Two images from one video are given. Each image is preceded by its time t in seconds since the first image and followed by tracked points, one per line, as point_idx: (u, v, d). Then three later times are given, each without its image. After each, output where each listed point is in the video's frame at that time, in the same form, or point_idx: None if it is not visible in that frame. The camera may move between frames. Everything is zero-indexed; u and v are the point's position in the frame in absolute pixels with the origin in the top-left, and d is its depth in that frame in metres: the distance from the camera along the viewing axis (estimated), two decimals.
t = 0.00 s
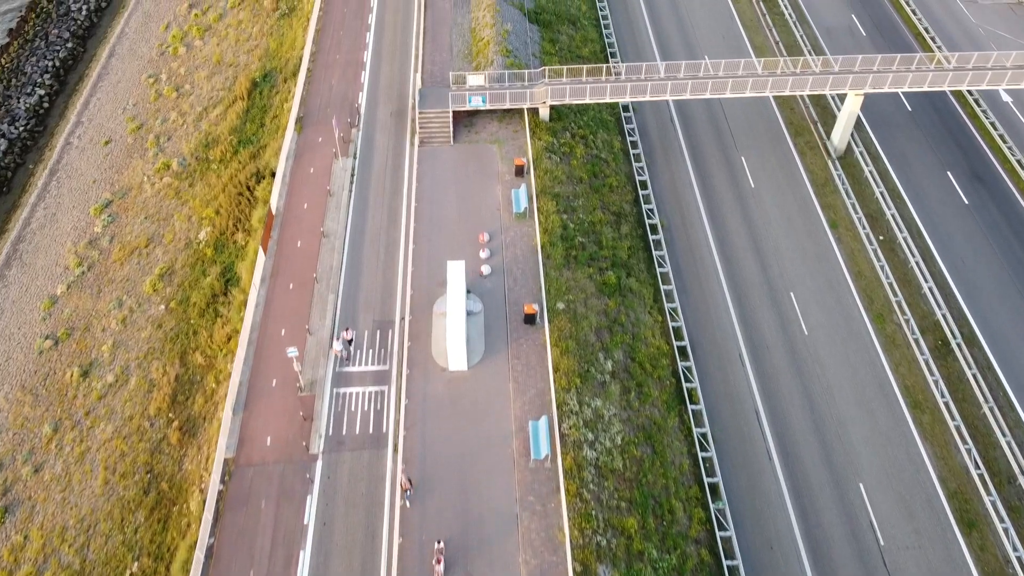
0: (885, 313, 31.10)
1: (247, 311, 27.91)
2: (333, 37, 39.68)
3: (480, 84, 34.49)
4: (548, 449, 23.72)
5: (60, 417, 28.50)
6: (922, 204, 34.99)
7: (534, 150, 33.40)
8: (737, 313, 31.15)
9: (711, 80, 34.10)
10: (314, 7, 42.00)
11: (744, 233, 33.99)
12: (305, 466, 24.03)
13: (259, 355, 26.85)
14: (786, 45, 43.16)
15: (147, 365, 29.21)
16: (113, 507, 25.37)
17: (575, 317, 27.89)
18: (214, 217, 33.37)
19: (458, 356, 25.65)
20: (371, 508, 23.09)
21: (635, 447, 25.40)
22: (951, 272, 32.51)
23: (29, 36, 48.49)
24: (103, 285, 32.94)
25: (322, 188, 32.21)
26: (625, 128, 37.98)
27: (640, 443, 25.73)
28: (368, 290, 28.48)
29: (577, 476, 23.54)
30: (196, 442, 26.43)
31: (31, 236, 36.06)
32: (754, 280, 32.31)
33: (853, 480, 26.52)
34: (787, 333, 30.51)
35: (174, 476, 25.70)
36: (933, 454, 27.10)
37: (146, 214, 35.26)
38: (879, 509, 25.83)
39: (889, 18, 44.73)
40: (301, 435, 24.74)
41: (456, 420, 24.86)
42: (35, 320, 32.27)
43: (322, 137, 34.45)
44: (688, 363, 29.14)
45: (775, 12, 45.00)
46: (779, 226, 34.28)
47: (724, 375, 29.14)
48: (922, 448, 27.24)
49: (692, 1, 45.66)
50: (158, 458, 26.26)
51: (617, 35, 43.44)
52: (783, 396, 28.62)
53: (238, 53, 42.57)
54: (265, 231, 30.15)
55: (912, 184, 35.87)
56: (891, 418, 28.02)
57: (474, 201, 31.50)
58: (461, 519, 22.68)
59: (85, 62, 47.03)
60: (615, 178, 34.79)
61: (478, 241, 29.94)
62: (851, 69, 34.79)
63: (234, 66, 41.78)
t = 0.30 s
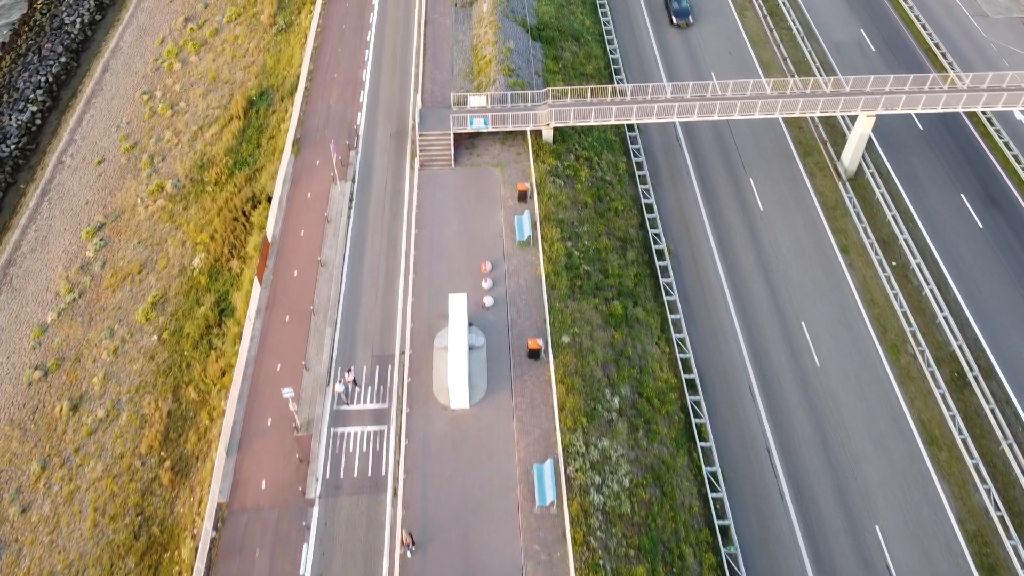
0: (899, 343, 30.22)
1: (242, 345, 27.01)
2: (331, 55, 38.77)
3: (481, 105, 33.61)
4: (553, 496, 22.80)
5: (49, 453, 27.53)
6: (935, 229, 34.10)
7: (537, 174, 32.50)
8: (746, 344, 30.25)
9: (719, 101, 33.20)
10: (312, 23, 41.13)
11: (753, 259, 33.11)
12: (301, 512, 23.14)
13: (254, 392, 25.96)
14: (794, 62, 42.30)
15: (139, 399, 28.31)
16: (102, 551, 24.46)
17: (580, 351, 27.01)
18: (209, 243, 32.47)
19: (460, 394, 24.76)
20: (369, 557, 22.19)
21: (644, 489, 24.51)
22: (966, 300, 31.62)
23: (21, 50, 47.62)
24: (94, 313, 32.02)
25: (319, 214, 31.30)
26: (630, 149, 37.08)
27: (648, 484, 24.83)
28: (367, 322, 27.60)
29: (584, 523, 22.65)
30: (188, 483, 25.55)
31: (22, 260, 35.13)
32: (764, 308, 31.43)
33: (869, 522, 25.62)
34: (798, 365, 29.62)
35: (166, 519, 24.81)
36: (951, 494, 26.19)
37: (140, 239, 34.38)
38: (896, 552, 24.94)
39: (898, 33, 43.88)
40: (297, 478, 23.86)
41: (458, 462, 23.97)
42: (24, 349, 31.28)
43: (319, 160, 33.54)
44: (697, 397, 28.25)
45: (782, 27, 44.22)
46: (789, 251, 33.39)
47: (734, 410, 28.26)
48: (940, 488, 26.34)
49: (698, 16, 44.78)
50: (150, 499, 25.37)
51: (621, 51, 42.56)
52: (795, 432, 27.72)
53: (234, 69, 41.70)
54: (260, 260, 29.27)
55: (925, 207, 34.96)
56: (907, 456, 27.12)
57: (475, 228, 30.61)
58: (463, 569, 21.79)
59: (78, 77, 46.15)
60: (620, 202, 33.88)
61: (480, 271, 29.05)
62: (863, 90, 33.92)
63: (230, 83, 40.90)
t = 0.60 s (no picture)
0: (914, 376, 29.32)
1: (236, 382, 26.11)
2: (329, 73, 37.83)
3: (483, 127, 32.66)
4: (559, 546, 21.87)
5: (36, 493, 26.54)
6: (949, 255, 33.23)
7: (541, 200, 31.60)
8: (757, 376, 29.34)
9: (727, 124, 32.29)
10: (309, 40, 40.19)
11: (763, 286, 32.19)
12: (297, 562, 22.24)
13: (248, 432, 25.09)
14: (803, 78, 41.39)
15: (130, 436, 27.41)
16: None
17: (586, 388, 26.10)
18: (203, 270, 31.58)
19: (461, 435, 23.83)
20: None
21: (653, 535, 23.60)
22: (982, 330, 30.73)
23: (14, 65, 46.73)
24: (85, 342, 31.08)
25: (316, 242, 30.42)
26: (635, 170, 36.19)
27: (658, 530, 23.94)
28: (365, 357, 26.68)
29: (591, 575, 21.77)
30: (180, 527, 24.65)
31: (11, 285, 34.16)
32: (774, 339, 30.53)
33: (886, 567, 24.71)
34: (811, 399, 28.72)
35: (156, 566, 23.90)
36: (971, 537, 25.28)
37: (132, 265, 33.46)
38: None
39: (909, 49, 42.96)
40: (293, 525, 22.96)
41: (459, 508, 23.07)
42: (11, 380, 30.28)
43: (317, 184, 32.64)
44: (706, 434, 27.36)
45: (790, 42, 43.36)
46: (800, 278, 32.49)
47: (745, 447, 27.37)
48: (959, 530, 25.43)
49: (703, 31, 43.83)
50: (140, 544, 24.46)
51: (626, 68, 41.66)
52: (808, 471, 26.81)
53: (230, 87, 40.79)
54: (255, 291, 28.36)
55: (939, 232, 34.07)
56: (924, 496, 26.21)
57: (477, 256, 29.71)
58: None
59: (72, 93, 45.23)
60: (626, 227, 32.98)
61: (483, 303, 28.15)
62: (876, 112, 33.00)
63: (225, 102, 39.99)
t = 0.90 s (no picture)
0: (931, 412, 28.36)
1: (230, 423, 25.21)
2: (326, 93, 36.91)
3: (485, 151, 31.71)
4: None
5: (22, 536, 25.51)
6: (965, 282, 32.29)
7: (545, 227, 30.65)
8: (768, 412, 28.40)
9: (737, 148, 31.31)
10: (307, 59, 39.28)
11: (773, 316, 31.25)
12: None
13: (243, 477, 24.19)
14: (812, 96, 40.44)
15: (120, 476, 26.46)
16: None
17: (593, 429, 25.16)
18: (197, 300, 30.67)
19: (464, 481, 22.84)
20: None
21: None
22: (1000, 363, 29.79)
23: (6, 81, 45.80)
24: (74, 375, 30.09)
25: (313, 272, 29.55)
26: (641, 194, 35.25)
27: None
28: (363, 396, 25.75)
29: None
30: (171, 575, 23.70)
31: None
32: (785, 371, 29.58)
33: None
34: (824, 436, 27.80)
35: None
36: None
37: (124, 293, 32.51)
38: None
39: (919, 66, 42.03)
40: None
41: (462, 559, 22.13)
42: None
43: (314, 211, 31.79)
44: (717, 474, 26.43)
45: (798, 59, 42.48)
46: (811, 307, 31.54)
47: (757, 488, 26.45)
48: None
49: (710, 47, 42.91)
50: None
51: (630, 86, 40.77)
52: (822, 513, 25.88)
53: (225, 106, 39.87)
54: (250, 326, 27.46)
55: (954, 258, 33.13)
56: (944, 540, 25.26)
57: (479, 288, 28.77)
58: None
59: (65, 109, 44.32)
60: (632, 254, 32.03)
61: (485, 337, 27.21)
62: (889, 135, 32.00)
63: (221, 121, 39.08)
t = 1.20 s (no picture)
0: (948, 449, 27.43)
1: (223, 466, 24.30)
2: (324, 114, 36.04)
3: (487, 177, 30.79)
4: None
5: None
6: (981, 312, 31.37)
7: (549, 257, 29.72)
8: (780, 450, 27.46)
9: (747, 174, 30.36)
10: (304, 77, 38.39)
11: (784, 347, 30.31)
12: None
13: (236, 524, 23.27)
14: (821, 115, 39.51)
15: (109, 519, 25.52)
16: None
17: (600, 472, 24.26)
18: (190, 332, 29.77)
19: (466, 531, 21.83)
20: None
21: None
22: (1019, 397, 28.86)
23: None
24: (63, 409, 29.10)
25: (310, 304, 28.63)
26: (647, 218, 34.31)
27: None
28: (361, 438, 24.82)
29: None
30: None
31: None
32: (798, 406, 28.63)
33: None
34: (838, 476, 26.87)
35: None
36: None
37: (116, 322, 31.58)
38: None
39: (931, 83, 41.08)
40: None
41: None
42: None
43: (311, 239, 30.88)
44: (728, 517, 25.46)
45: (806, 76, 41.57)
46: (823, 338, 30.58)
47: (770, 532, 25.51)
48: None
49: (716, 63, 41.95)
50: None
51: (635, 103, 39.75)
52: (837, 558, 24.96)
53: (221, 125, 38.96)
54: (245, 362, 26.55)
55: (969, 286, 32.21)
56: None
57: (482, 321, 27.84)
58: None
59: (57, 127, 43.40)
60: (639, 283, 31.06)
61: (487, 374, 26.29)
62: (903, 161, 31.07)
63: (216, 141, 38.17)
